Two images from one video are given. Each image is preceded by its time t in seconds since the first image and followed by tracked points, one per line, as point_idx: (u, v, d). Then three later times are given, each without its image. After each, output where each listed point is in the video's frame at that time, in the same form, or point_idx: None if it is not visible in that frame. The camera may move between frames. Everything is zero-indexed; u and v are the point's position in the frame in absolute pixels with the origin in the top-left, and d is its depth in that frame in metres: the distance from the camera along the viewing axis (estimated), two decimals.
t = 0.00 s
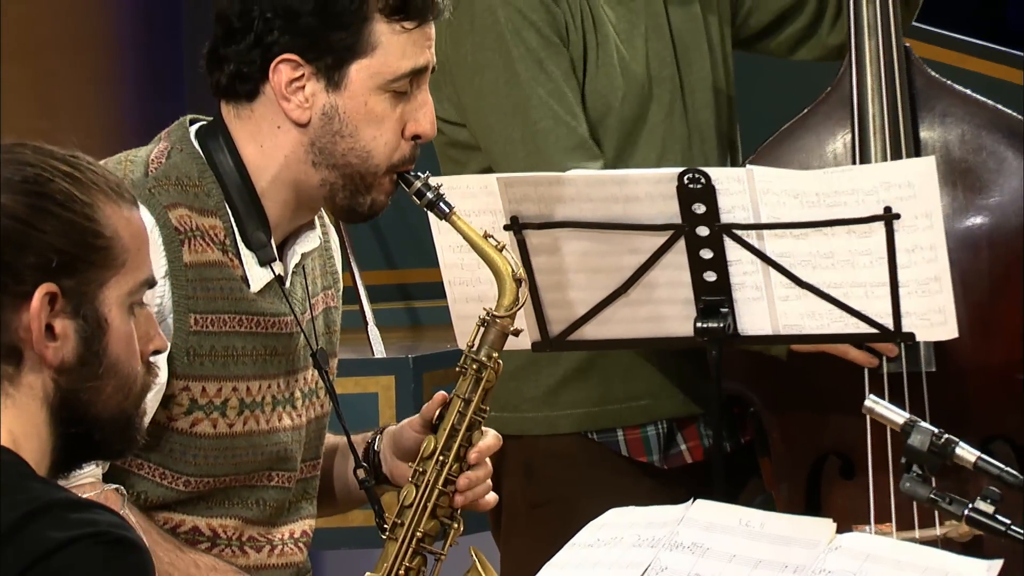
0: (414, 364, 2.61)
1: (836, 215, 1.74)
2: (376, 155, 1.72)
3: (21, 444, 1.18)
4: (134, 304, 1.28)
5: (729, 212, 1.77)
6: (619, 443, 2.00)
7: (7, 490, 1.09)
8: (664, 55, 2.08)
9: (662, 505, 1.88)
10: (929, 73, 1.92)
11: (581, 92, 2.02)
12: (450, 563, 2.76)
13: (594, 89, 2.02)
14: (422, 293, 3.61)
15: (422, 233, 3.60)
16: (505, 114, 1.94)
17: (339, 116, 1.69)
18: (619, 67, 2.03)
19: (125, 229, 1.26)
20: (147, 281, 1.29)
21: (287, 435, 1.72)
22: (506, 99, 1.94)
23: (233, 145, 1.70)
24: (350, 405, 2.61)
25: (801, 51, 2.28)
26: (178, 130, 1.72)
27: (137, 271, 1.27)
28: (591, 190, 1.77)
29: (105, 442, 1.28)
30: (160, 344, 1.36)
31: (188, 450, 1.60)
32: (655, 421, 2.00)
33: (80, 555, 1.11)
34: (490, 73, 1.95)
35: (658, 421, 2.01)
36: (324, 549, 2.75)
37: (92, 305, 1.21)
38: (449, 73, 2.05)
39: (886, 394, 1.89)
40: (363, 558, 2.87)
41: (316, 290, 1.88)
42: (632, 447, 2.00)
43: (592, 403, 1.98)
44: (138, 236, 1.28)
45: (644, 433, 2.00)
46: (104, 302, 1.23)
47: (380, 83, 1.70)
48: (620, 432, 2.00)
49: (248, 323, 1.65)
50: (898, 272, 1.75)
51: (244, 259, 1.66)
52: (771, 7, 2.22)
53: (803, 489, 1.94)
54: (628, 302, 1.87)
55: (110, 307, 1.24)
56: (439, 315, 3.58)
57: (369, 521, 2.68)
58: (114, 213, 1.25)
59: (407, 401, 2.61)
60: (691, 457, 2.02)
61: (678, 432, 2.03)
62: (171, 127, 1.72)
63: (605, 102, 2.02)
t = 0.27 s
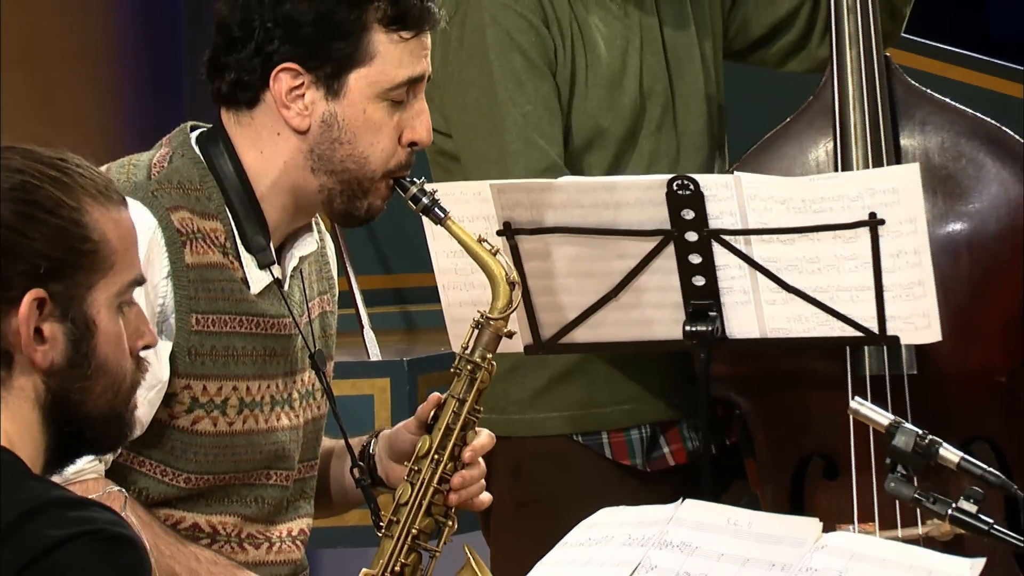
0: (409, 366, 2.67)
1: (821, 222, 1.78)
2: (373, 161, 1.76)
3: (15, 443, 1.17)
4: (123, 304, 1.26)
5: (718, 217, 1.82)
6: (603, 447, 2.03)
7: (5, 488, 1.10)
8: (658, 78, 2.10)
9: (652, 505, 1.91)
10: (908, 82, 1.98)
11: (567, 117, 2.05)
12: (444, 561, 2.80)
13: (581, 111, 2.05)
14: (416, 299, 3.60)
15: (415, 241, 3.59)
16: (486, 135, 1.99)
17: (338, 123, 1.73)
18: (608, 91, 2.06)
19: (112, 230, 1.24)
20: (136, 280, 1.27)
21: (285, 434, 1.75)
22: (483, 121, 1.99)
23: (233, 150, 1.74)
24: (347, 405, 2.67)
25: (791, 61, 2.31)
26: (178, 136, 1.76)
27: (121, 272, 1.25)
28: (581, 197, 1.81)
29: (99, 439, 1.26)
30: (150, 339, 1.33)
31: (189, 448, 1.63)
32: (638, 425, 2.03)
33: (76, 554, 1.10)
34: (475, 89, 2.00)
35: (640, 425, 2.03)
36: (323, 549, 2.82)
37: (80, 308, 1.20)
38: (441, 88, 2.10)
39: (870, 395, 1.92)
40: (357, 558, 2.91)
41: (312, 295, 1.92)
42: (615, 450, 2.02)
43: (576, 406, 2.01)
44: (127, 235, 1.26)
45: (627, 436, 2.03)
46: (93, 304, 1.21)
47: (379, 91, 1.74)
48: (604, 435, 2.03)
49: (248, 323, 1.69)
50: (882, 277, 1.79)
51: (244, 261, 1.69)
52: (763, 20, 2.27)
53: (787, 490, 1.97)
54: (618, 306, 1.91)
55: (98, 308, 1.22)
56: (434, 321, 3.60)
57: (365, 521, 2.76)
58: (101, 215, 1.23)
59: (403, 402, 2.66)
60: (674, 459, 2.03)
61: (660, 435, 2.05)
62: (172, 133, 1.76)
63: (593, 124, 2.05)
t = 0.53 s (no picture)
0: (407, 364, 2.72)
1: (810, 223, 1.81)
2: (367, 166, 1.80)
3: (13, 440, 1.22)
4: (113, 301, 1.29)
5: (708, 219, 1.85)
6: (595, 443, 2.06)
7: (6, 485, 1.15)
8: (652, 84, 2.13)
9: (646, 500, 1.95)
10: (898, 86, 2.02)
11: (565, 125, 2.07)
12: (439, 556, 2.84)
13: (579, 117, 2.07)
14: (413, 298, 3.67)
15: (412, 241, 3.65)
16: (486, 139, 2.00)
17: (335, 129, 1.77)
18: (605, 97, 2.08)
19: (100, 228, 1.27)
20: (126, 276, 1.31)
21: (283, 432, 1.79)
22: (483, 125, 1.99)
23: (232, 155, 1.78)
24: (345, 402, 2.73)
25: (785, 67, 2.35)
26: (177, 140, 1.79)
27: (110, 272, 1.28)
28: (575, 199, 1.84)
29: (94, 434, 1.29)
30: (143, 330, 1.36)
31: (188, 446, 1.67)
32: (630, 423, 2.07)
33: (74, 548, 1.18)
34: (474, 95, 2.01)
35: (632, 423, 2.07)
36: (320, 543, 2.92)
37: (69, 308, 1.23)
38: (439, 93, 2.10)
39: (858, 393, 1.95)
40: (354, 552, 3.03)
41: (309, 294, 1.95)
42: (608, 446, 2.06)
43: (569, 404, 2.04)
44: (117, 233, 1.30)
45: (620, 434, 2.07)
46: (83, 305, 1.25)
47: (374, 98, 1.78)
48: (597, 432, 2.06)
49: (246, 324, 1.72)
50: (869, 278, 1.82)
51: (242, 262, 1.73)
52: (756, 27, 2.30)
53: (777, 488, 2.01)
54: (610, 306, 1.94)
55: (88, 309, 1.25)
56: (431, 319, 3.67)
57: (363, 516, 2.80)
58: (88, 215, 1.26)
59: (400, 399, 2.72)
60: (665, 456, 2.07)
61: (652, 433, 2.08)
62: (172, 137, 1.80)
63: (590, 131, 2.07)
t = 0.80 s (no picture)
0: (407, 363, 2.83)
1: (802, 224, 1.85)
2: (362, 166, 1.83)
3: (16, 437, 1.27)
4: (114, 301, 1.33)
5: (703, 220, 1.88)
6: (594, 439, 2.10)
7: (8, 481, 1.19)
8: (649, 89, 2.17)
9: (641, 496, 1.99)
10: (889, 90, 2.05)
11: (562, 130, 2.09)
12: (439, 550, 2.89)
13: (577, 122, 2.10)
14: (414, 297, 3.78)
15: (412, 242, 3.77)
16: (486, 146, 2.03)
17: (328, 130, 1.81)
18: (603, 102, 2.11)
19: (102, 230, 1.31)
20: (126, 275, 1.35)
21: (285, 428, 1.83)
22: (483, 132, 2.02)
23: (233, 156, 1.82)
24: (346, 400, 2.84)
25: (778, 71, 2.42)
26: (179, 143, 1.83)
27: (110, 274, 1.32)
28: (572, 200, 1.88)
29: (97, 429, 1.34)
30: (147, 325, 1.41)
31: (192, 443, 1.71)
32: (628, 420, 2.11)
33: (74, 543, 1.21)
34: (473, 103, 2.04)
35: (630, 420, 2.11)
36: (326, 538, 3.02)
37: (70, 311, 1.27)
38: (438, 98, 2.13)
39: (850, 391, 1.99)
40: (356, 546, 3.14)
41: (311, 292, 1.99)
42: (606, 443, 2.10)
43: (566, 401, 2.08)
44: (119, 234, 1.34)
45: (618, 431, 2.11)
46: (83, 307, 1.29)
47: (367, 98, 1.81)
48: (595, 429, 2.11)
49: (247, 323, 1.77)
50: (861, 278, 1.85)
51: (243, 262, 1.77)
52: (750, 33, 2.35)
53: (771, 483, 2.06)
54: (606, 306, 1.98)
55: (89, 310, 1.30)
56: (432, 319, 3.75)
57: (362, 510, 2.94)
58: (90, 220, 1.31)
59: (401, 396, 2.83)
60: (662, 453, 2.12)
61: (650, 430, 2.12)
62: (174, 139, 1.84)
63: (588, 135, 2.10)
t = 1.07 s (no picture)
0: (410, 362, 2.95)
1: (797, 225, 1.87)
2: (362, 169, 1.86)
3: (21, 435, 1.28)
4: (119, 303, 1.34)
5: (699, 221, 1.91)
6: (591, 435, 2.15)
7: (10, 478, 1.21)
8: (645, 97, 2.21)
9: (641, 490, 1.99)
10: (883, 94, 2.11)
11: (560, 140, 2.14)
12: (437, 547, 2.96)
13: (574, 131, 2.15)
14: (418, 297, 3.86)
15: (415, 242, 3.83)
16: (485, 159, 2.09)
17: (329, 134, 1.84)
18: (600, 112, 2.16)
19: (109, 236, 1.32)
20: (133, 280, 1.36)
21: (287, 426, 1.87)
22: (480, 145, 2.08)
23: (235, 160, 1.85)
24: (350, 397, 2.95)
25: (771, 77, 2.45)
26: (182, 147, 1.86)
27: (118, 277, 1.33)
28: (571, 203, 1.91)
29: (99, 428, 1.36)
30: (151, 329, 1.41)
31: (196, 443, 1.76)
32: (625, 417, 2.15)
33: (74, 540, 1.23)
34: (472, 117, 2.09)
35: (626, 417, 2.16)
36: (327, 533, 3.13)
37: (74, 315, 1.28)
38: (437, 110, 2.19)
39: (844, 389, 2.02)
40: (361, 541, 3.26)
41: (314, 291, 2.03)
42: (603, 439, 2.15)
43: (565, 398, 2.12)
44: (126, 239, 1.35)
45: (614, 427, 2.15)
46: (87, 311, 1.30)
47: (367, 103, 1.84)
48: (593, 425, 2.15)
49: (250, 324, 1.80)
50: (854, 278, 1.88)
51: (245, 264, 1.81)
52: (745, 40, 2.40)
53: (767, 478, 2.10)
54: (605, 305, 2.01)
55: (94, 314, 1.31)
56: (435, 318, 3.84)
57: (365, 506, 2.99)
58: (97, 226, 1.31)
59: (403, 394, 2.95)
60: (658, 449, 2.15)
61: (646, 426, 2.17)
62: (177, 143, 1.87)
63: (586, 146, 2.15)
